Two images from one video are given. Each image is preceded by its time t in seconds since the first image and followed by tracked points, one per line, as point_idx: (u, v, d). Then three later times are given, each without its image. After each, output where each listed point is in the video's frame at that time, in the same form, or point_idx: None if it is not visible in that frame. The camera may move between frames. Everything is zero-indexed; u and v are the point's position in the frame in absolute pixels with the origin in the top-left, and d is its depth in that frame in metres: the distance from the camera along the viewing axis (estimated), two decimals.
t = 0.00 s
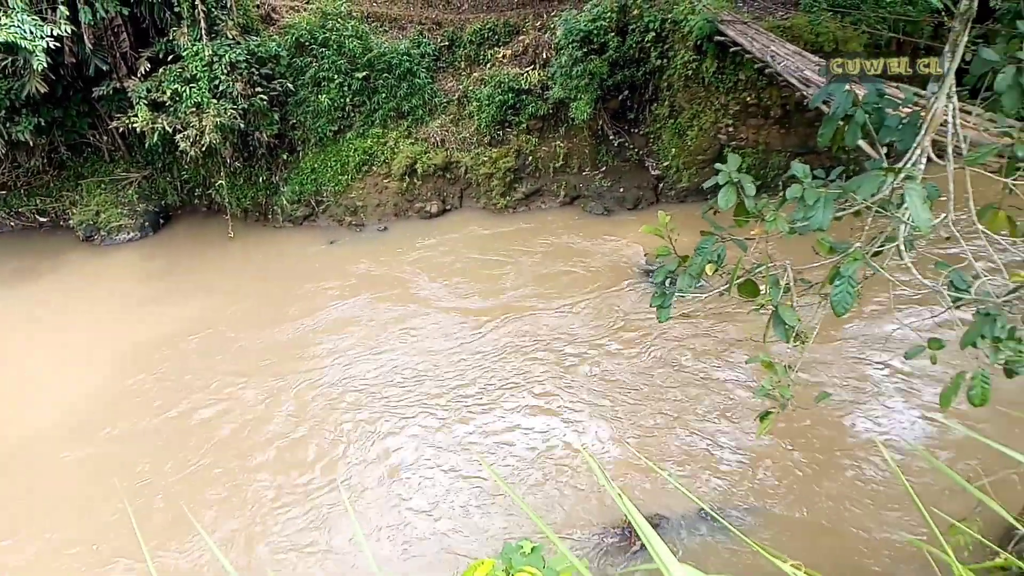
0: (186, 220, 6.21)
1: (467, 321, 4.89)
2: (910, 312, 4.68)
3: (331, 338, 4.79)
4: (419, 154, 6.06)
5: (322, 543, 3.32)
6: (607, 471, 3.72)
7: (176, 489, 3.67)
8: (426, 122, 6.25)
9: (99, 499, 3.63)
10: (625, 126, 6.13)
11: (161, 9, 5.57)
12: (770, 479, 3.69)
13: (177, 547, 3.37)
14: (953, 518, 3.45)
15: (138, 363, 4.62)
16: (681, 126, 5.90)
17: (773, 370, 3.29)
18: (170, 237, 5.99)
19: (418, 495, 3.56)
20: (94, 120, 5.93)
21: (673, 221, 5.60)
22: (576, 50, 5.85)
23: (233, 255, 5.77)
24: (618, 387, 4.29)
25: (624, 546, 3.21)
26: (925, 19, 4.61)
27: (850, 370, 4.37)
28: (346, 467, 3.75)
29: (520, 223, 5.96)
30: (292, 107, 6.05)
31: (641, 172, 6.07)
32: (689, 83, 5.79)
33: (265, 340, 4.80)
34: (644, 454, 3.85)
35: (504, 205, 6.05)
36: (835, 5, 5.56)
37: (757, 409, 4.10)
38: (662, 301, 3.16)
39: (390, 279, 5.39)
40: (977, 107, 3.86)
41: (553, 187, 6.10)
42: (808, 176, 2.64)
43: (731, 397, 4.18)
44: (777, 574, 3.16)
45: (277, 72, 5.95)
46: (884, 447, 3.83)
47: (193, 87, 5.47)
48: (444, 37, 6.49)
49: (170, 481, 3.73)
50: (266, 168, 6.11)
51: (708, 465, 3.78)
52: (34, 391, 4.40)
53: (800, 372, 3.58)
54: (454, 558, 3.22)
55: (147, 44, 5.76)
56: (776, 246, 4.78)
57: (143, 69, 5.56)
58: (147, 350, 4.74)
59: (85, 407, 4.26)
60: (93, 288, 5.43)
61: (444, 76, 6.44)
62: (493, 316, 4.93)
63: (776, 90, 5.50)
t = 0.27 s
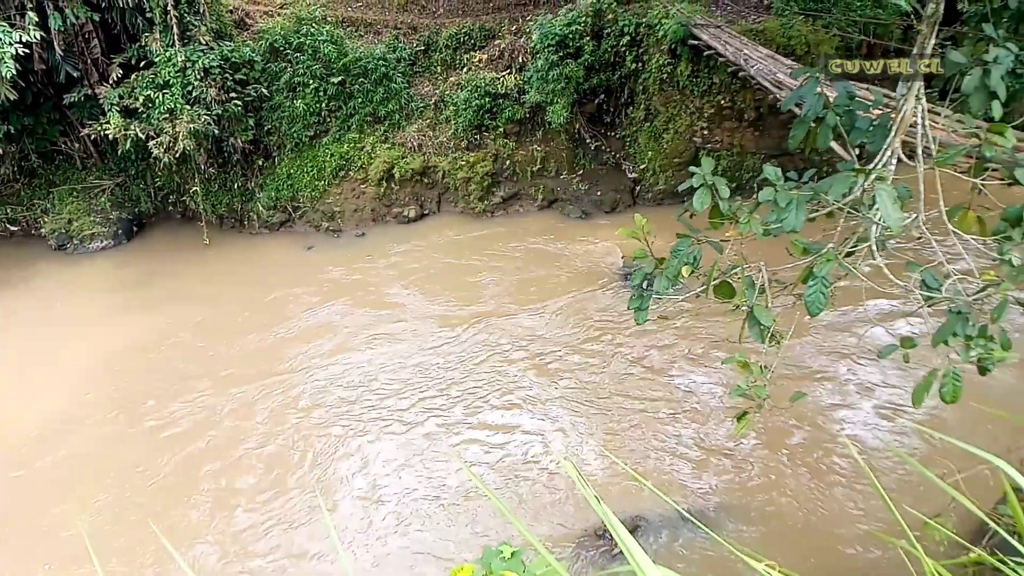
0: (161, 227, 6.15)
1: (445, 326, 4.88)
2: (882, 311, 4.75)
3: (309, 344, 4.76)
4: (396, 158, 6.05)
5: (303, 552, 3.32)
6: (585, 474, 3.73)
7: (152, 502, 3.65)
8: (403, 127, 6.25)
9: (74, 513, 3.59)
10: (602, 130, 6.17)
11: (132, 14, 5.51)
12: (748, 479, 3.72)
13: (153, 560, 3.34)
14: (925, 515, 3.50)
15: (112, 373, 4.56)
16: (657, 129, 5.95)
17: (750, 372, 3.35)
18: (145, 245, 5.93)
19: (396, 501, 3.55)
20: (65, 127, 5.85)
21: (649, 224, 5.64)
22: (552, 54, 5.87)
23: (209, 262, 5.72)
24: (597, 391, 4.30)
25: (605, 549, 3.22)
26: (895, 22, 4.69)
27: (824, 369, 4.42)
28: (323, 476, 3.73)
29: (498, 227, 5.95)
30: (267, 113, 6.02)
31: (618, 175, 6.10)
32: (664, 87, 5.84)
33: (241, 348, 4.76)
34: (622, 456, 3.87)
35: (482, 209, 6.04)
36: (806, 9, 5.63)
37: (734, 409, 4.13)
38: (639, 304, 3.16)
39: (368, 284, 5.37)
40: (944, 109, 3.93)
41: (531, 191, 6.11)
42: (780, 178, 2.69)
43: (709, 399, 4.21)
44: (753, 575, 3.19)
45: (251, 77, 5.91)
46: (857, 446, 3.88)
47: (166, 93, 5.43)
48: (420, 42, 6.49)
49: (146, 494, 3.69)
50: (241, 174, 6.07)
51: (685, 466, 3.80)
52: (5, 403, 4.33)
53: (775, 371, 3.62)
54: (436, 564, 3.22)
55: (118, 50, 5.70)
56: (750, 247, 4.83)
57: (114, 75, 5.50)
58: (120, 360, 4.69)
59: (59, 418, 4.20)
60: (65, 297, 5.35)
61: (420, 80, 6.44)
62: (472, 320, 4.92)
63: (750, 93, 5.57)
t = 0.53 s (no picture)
0: (137, 232, 6.09)
1: (425, 329, 4.88)
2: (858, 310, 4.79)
3: (288, 350, 4.74)
4: (375, 162, 6.02)
5: (285, 565, 3.32)
6: (565, 479, 3.74)
7: (130, 516, 3.62)
8: (381, 130, 6.23)
9: (50, 527, 3.56)
10: (581, 132, 6.19)
11: (106, 18, 5.47)
12: (726, 478, 3.75)
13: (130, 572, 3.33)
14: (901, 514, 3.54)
15: (88, 381, 4.52)
16: (636, 131, 5.98)
17: (728, 372, 3.38)
18: (121, 251, 5.86)
19: (377, 510, 3.55)
20: (38, 133, 5.77)
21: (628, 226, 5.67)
22: (531, 57, 5.87)
23: (186, 267, 5.67)
24: (576, 393, 4.32)
25: (584, 552, 3.24)
26: (868, 25, 4.75)
27: (802, 369, 4.46)
28: (303, 488, 3.72)
29: (478, 230, 5.94)
30: (244, 116, 5.99)
31: (597, 178, 6.12)
32: (642, 89, 5.88)
33: (219, 355, 4.72)
34: (602, 460, 3.87)
35: (462, 213, 6.02)
36: (781, 11, 5.69)
37: (712, 409, 4.16)
38: (619, 305, 3.17)
39: (347, 288, 5.34)
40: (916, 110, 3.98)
41: (511, 194, 6.10)
42: (757, 181, 2.75)
43: (687, 399, 4.23)
44: None
45: (227, 81, 5.88)
46: (834, 445, 3.93)
47: (141, 97, 5.35)
48: (398, 45, 6.49)
49: (123, 507, 3.66)
50: (218, 178, 6.02)
51: (665, 468, 3.81)
52: None
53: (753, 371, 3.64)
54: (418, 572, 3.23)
55: (92, 54, 5.65)
56: (727, 248, 4.86)
57: (88, 79, 5.44)
58: (95, 370, 4.63)
59: (33, 429, 4.16)
60: (38, 304, 5.27)
61: (399, 83, 6.43)
62: (451, 323, 4.93)
63: (727, 95, 5.64)
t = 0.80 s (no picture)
0: (108, 237, 6.00)
1: (401, 332, 4.86)
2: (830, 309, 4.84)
3: (262, 354, 4.70)
4: (351, 164, 5.98)
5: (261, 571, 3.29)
6: (542, 482, 3.74)
7: (99, 525, 3.56)
8: (357, 132, 6.20)
9: (18, 539, 3.49)
10: (557, 134, 6.21)
11: (76, 19, 5.38)
12: (701, 478, 3.77)
13: None
14: (874, 512, 3.58)
15: (57, 388, 4.44)
16: (611, 133, 6.00)
17: (703, 372, 3.40)
18: (91, 256, 5.77)
19: (355, 514, 3.53)
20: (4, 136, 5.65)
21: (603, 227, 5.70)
22: (507, 59, 5.88)
23: (159, 271, 5.60)
24: (552, 395, 4.32)
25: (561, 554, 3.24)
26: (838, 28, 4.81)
27: (776, 369, 4.49)
28: (278, 493, 3.68)
29: (455, 233, 5.93)
30: (217, 119, 5.93)
31: (573, 180, 6.14)
32: (618, 91, 5.91)
33: (192, 361, 4.66)
34: (579, 462, 3.88)
35: (439, 215, 6.00)
36: (754, 14, 5.74)
37: (687, 410, 4.18)
38: (594, 307, 3.06)
39: (323, 291, 5.31)
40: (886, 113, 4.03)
41: (487, 197, 6.10)
42: (730, 183, 2.78)
43: (662, 399, 4.25)
44: None
45: (200, 83, 5.81)
46: (807, 444, 3.97)
47: (111, 100, 5.29)
48: (373, 47, 6.47)
49: (94, 516, 3.60)
50: (191, 181, 5.97)
51: (642, 470, 3.82)
52: None
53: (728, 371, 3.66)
54: None
55: (62, 56, 5.58)
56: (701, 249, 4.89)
57: (57, 81, 5.36)
58: (66, 376, 4.55)
59: None
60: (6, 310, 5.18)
61: (374, 85, 6.40)
62: (427, 326, 4.91)
63: (701, 98, 5.71)
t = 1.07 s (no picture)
0: (84, 243, 5.93)
1: (380, 336, 4.86)
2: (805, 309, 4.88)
3: (241, 360, 4.67)
4: (331, 168, 5.96)
5: None
6: (523, 486, 3.74)
7: (74, 535, 3.51)
8: (337, 136, 6.18)
9: None
10: (537, 138, 6.22)
11: (50, 23, 5.32)
12: (679, 479, 3.79)
13: None
14: (851, 511, 3.62)
15: (31, 397, 4.38)
16: (591, 136, 6.03)
17: (682, 374, 3.42)
18: (67, 262, 5.70)
19: (336, 520, 3.52)
20: None
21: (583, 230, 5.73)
22: (487, 63, 5.89)
23: (137, 277, 5.55)
24: (532, 398, 4.33)
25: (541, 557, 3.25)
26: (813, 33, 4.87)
27: (754, 370, 4.53)
28: (257, 500, 3.66)
29: (436, 236, 5.92)
30: (194, 122, 5.90)
31: (554, 184, 6.16)
32: (597, 95, 5.94)
33: (170, 367, 4.62)
34: (560, 465, 3.89)
35: (420, 219, 6.00)
36: (731, 19, 5.80)
37: (666, 412, 4.21)
38: (574, 310, 3.07)
39: (302, 295, 5.29)
40: (859, 117, 4.08)
41: (468, 200, 6.10)
42: (706, 187, 2.81)
43: (641, 401, 4.28)
44: None
45: (177, 86, 5.77)
46: (784, 444, 4.00)
47: (87, 104, 5.25)
48: (352, 50, 6.45)
49: (70, 526, 3.56)
50: (168, 186, 5.93)
51: (622, 472, 3.83)
52: None
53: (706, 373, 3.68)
54: None
55: (36, 60, 5.51)
56: (679, 252, 4.92)
57: (31, 85, 5.30)
58: (41, 383, 4.49)
59: None
60: None
61: (353, 89, 6.39)
62: (407, 330, 4.91)
63: (679, 101, 5.77)
